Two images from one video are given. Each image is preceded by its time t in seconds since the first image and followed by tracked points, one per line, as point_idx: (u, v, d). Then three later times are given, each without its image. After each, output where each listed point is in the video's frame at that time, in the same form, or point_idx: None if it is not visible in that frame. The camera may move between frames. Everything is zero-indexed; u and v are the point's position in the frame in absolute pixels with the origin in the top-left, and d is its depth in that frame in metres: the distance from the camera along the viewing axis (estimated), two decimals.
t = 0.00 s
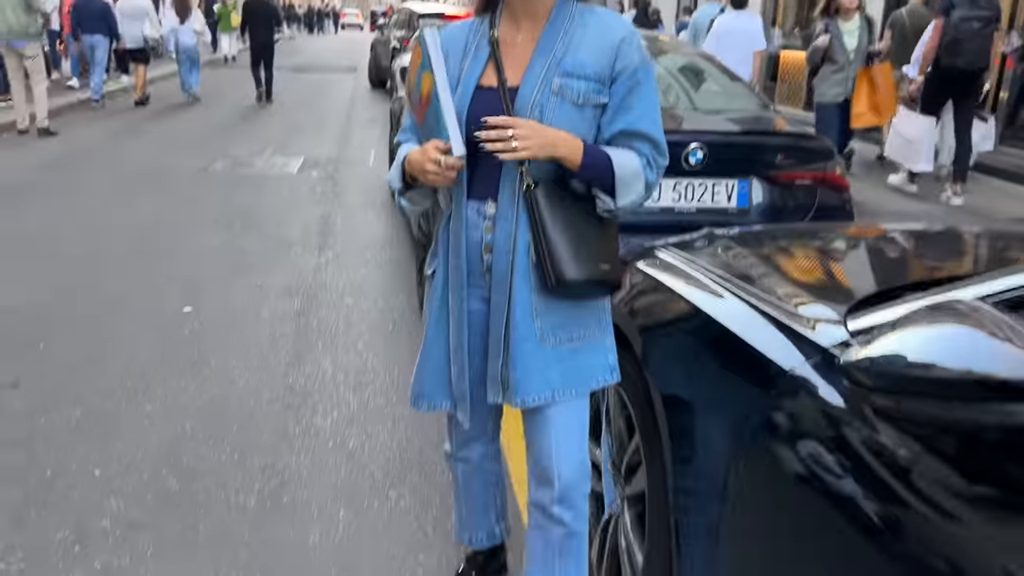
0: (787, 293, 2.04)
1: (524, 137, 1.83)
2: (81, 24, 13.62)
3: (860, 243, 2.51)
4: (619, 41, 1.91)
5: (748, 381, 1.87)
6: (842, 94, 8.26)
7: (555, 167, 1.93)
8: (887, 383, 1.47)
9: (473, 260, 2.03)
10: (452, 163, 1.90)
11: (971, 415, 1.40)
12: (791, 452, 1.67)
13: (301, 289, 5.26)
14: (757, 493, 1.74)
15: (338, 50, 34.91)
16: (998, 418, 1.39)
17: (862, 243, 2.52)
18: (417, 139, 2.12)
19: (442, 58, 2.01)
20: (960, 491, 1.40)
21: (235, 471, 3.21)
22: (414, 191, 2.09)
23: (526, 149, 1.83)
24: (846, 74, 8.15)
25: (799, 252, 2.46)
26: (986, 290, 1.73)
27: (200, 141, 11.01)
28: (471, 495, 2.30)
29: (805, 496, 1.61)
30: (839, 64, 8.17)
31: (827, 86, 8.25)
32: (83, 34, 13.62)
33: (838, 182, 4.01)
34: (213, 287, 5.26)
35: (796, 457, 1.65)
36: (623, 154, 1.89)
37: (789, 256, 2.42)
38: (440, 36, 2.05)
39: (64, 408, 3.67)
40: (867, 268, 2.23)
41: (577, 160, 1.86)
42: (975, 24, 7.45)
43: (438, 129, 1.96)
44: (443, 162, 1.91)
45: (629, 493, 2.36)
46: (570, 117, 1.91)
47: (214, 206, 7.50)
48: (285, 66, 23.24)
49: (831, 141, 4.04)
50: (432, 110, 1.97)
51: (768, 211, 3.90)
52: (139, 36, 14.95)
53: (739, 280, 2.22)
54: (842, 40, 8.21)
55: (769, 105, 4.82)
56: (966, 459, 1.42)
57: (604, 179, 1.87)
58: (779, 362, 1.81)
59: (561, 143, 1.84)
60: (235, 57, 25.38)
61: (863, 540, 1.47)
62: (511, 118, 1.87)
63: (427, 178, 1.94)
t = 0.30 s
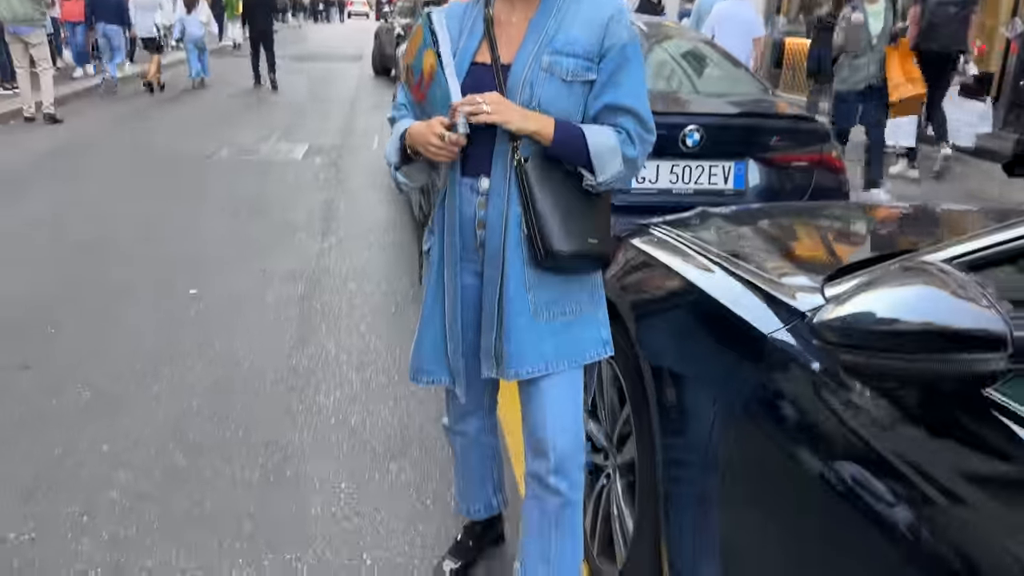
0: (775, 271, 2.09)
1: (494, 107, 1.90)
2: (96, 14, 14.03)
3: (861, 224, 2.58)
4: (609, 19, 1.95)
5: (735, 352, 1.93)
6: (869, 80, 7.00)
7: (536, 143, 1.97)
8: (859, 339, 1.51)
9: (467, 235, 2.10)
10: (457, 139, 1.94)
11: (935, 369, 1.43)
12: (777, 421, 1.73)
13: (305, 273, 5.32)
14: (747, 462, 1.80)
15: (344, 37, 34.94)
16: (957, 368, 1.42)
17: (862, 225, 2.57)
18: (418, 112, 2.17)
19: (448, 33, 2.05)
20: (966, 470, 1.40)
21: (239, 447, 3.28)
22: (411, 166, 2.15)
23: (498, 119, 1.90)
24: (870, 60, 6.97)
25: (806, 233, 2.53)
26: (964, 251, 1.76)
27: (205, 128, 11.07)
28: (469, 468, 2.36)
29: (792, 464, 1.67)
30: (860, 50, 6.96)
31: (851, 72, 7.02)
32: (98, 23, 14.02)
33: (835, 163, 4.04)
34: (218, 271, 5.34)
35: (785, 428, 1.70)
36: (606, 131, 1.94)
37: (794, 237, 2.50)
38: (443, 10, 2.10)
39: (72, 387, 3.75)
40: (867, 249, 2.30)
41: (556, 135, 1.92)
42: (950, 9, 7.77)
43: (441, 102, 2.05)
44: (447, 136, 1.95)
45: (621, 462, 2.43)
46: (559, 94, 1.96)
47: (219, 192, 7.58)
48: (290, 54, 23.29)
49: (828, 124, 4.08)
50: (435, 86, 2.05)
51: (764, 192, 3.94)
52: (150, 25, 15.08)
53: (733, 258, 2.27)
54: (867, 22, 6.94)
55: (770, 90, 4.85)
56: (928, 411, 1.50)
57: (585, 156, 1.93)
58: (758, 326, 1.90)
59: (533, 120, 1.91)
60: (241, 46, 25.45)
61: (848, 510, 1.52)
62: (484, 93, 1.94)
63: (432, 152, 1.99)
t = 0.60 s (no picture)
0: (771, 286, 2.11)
1: (488, 123, 1.93)
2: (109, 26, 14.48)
3: (861, 239, 2.62)
4: (602, 37, 1.98)
5: (729, 367, 1.95)
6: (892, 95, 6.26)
7: (532, 161, 1.99)
8: (845, 357, 1.55)
9: (464, 252, 2.12)
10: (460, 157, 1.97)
11: (921, 387, 1.46)
12: (771, 435, 1.74)
13: (307, 285, 5.34)
14: (741, 479, 1.82)
15: (349, 49, 35.12)
16: (943, 387, 1.45)
17: (862, 240, 2.60)
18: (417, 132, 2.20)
19: (446, 52, 2.07)
20: (965, 488, 1.42)
21: (240, 460, 3.29)
22: (409, 184, 2.17)
23: (493, 136, 1.92)
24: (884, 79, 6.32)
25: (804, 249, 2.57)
26: (961, 267, 1.83)
27: (209, 141, 11.14)
28: (468, 482, 2.37)
29: (786, 482, 1.68)
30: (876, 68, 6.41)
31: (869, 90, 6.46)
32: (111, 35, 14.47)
33: (833, 177, 4.06)
34: (221, 283, 5.36)
35: (778, 445, 1.72)
36: (601, 147, 1.96)
37: (793, 252, 2.53)
38: (440, 30, 2.13)
39: (75, 399, 3.77)
40: (864, 263, 2.34)
41: (552, 152, 1.93)
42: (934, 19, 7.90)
43: (441, 122, 2.07)
44: (448, 155, 1.97)
45: (618, 476, 2.44)
46: (554, 111, 1.99)
47: (223, 205, 7.62)
48: (296, 67, 23.43)
49: (826, 137, 4.10)
50: (435, 105, 2.08)
51: (763, 205, 3.96)
52: (160, 37, 15.17)
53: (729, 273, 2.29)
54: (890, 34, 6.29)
55: (769, 104, 4.87)
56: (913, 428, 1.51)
57: (580, 170, 1.94)
58: (755, 345, 1.90)
59: (530, 136, 1.93)
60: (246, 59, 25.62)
61: (845, 529, 1.53)
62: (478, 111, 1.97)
63: (432, 170, 2.01)
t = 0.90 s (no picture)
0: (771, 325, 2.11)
1: (491, 155, 1.90)
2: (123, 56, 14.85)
3: (863, 273, 2.63)
4: (599, 74, 1.99)
5: (729, 405, 1.94)
6: (912, 137, 6.05)
7: (531, 194, 1.98)
8: (855, 408, 1.54)
9: (463, 287, 2.11)
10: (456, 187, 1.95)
11: (923, 440, 1.45)
12: (774, 474, 1.73)
13: (309, 315, 5.33)
14: (743, 522, 1.80)
15: (352, 76, 35.35)
16: (946, 438, 1.42)
17: (864, 274, 2.61)
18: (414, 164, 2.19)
19: (447, 87, 2.07)
20: (963, 531, 1.37)
21: (241, 496, 3.27)
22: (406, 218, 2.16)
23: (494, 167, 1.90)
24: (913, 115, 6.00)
25: (807, 283, 2.58)
26: (961, 312, 1.84)
27: (213, 169, 11.18)
28: (469, 520, 2.34)
29: (786, 525, 1.66)
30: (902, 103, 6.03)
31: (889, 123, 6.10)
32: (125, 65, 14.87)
33: (834, 208, 4.07)
34: (224, 313, 5.35)
35: (781, 489, 1.70)
36: (601, 182, 1.95)
37: (795, 287, 2.55)
38: (437, 65, 2.13)
39: (75, 433, 3.75)
40: (866, 298, 2.34)
41: (550, 186, 1.93)
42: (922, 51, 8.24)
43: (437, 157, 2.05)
44: (448, 187, 1.96)
45: (621, 515, 2.42)
46: (552, 146, 1.99)
47: (226, 234, 7.63)
48: (300, 95, 23.56)
49: (826, 169, 4.11)
50: (433, 139, 2.06)
51: (764, 237, 3.96)
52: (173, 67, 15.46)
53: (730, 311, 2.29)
54: (912, 73, 5.97)
55: (769, 134, 4.89)
56: (917, 479, 1.47)
57: (579, 204, 1.93)
58: (754, 387, 1.89)
59: (530, 166, 1.92)
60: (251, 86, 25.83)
61: None
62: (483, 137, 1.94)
63: (432, 202, 1.99)
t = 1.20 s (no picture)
0: (780, 358, 2.09)
1: (494, 193, 1.90)
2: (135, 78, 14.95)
3: (870, 299, 2.61)
4: (604, 106, 1.98)
5: (739, 436, 1.92)
6: (944, 159, 5.65)
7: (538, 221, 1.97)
8: (870, 447, 1.48)
9: (468, 318, 2.07)
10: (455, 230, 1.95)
11: (945, 483, 1.40)
12: (786, 511, 1.69)
13: (311, 339, 5.30)
14: (754, 554, 1.77)
15: (355, 97, 35.48)
16: (972, 481, 1.39)
17: (870, 301, 2.60)
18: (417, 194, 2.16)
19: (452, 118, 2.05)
20: (967, 558, 1.38)
21: (244, 526, 3.23)
22: (410, 248, 2.13)
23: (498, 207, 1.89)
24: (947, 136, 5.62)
25: (810, 308, 2.57)
26: (972, 349, 1.80)
27: (215, 191, 11.20)
28: (472, 552, 2.30)
29: (798, 560, 1.63)
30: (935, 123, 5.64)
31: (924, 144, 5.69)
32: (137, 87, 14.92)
33: (839, 231, 4.06)
34: (226, 338, 5.33)
35: (792, 523, 1.66)
36: (608, 213, 1.94)
37: (800, 312, 2.54)
38: (439, 97, 2.11)
39: (76, 462, 3.72)
40: (872, 328, 2.33)
41: (557, 215, 1.92)
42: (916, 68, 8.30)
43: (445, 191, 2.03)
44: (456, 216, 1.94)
45: (629, 547, 2.39)
46: (558, 178, 1.97)
47: (229, 257, 7.61)
48: (301, 116, 23.62)
49: (831, 192, 4.11)
50: (438, 170, 2.04)
51: (770, 260, 3.94)
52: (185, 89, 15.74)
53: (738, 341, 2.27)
54: (942, 91, 5.59)
55: (772, 156, 4.89)
56: (937, 518, 1.44)
57: (587, 234, 1.92)
58: (767, 419, 1.86)
59: (537, 197, 1.91)
60: (253, 109, 25.92)
61: None
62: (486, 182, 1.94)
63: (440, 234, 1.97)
